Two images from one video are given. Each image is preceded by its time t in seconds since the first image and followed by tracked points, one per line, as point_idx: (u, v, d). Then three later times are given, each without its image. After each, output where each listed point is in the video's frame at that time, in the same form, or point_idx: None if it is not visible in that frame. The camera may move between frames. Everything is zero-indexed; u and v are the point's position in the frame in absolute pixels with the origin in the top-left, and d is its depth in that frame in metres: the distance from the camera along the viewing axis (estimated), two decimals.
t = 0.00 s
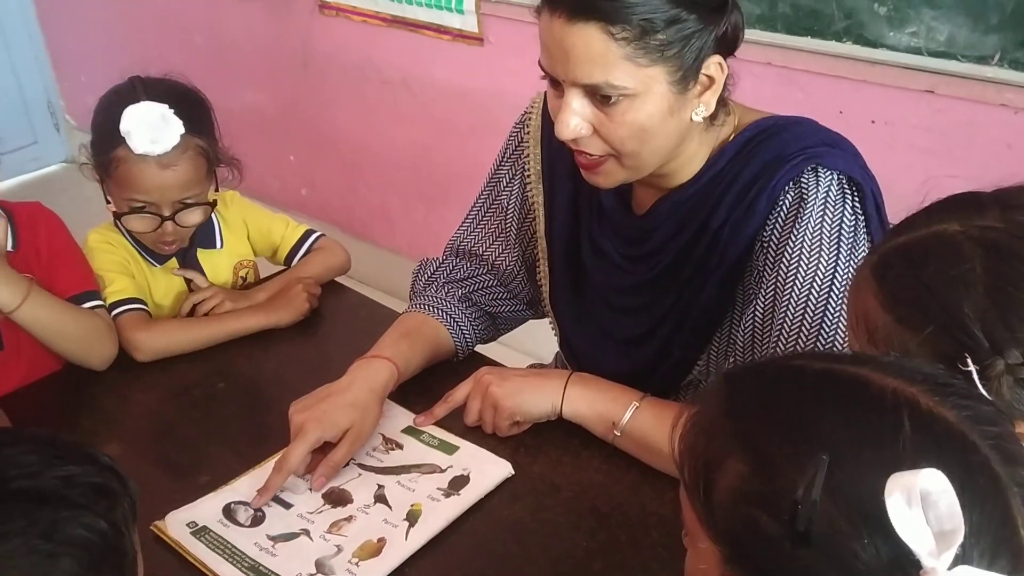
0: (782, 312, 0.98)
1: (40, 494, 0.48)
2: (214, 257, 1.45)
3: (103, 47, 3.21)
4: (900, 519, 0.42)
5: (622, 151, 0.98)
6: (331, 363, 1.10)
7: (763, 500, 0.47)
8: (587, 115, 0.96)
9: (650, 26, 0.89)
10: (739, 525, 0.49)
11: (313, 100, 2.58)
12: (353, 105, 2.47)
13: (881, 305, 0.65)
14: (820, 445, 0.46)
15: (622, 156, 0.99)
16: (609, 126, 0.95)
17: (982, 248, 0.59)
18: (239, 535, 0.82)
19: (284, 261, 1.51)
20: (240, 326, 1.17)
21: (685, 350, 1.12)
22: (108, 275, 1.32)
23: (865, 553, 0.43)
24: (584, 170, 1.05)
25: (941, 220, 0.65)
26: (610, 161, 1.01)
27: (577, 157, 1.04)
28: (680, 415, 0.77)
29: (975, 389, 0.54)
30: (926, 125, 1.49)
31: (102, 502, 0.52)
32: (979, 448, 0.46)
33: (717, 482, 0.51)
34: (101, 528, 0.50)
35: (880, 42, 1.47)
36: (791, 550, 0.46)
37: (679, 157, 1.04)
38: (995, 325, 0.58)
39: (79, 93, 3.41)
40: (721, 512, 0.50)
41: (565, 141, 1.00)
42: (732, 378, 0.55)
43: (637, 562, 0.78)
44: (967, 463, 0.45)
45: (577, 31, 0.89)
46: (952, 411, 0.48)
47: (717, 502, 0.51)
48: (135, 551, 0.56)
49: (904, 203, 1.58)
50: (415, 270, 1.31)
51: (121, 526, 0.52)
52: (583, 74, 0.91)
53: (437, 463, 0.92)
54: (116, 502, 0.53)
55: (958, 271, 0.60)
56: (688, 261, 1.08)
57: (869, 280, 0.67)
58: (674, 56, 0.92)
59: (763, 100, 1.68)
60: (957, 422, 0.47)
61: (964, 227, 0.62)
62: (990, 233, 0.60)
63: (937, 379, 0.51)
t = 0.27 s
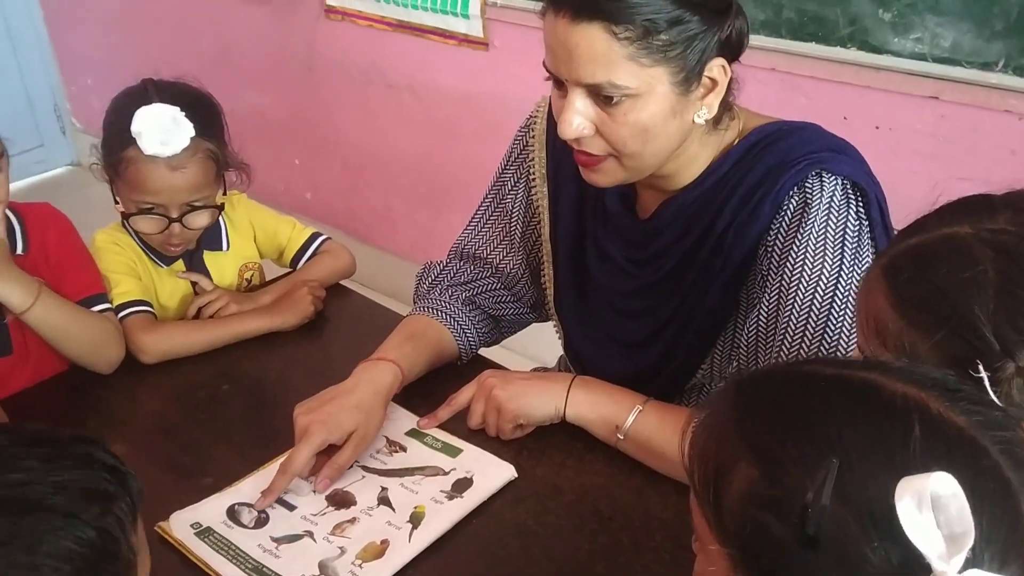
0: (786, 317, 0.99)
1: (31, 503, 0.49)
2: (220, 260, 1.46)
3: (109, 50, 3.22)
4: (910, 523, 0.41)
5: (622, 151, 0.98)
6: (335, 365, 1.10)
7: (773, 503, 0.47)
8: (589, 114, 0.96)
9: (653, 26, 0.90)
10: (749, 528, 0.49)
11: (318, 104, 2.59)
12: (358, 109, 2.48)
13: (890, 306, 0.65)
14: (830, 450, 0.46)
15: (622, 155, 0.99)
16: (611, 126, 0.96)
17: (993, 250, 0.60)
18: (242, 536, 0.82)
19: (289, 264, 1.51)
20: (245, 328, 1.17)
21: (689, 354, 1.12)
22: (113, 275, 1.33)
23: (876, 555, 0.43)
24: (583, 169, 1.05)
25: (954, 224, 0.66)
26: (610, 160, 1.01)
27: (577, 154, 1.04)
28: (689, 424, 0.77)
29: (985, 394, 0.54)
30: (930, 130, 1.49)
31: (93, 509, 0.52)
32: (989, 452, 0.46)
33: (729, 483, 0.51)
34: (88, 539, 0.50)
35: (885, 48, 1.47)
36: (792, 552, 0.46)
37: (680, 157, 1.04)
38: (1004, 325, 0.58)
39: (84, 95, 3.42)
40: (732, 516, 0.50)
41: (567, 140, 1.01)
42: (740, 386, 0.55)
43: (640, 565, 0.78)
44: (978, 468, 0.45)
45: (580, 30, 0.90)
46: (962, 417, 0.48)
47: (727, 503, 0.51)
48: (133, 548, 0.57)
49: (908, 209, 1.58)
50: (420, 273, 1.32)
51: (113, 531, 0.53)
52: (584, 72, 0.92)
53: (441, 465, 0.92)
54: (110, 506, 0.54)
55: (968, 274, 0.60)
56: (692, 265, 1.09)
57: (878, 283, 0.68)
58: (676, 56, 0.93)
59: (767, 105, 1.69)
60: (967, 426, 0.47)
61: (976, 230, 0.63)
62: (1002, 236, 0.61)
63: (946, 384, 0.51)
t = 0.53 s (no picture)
0: (789, 320, 0.98)
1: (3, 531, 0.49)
2: (225, 262, 1.46)
3: (115, 53, 3.24)
4: (902, 514, 0.41)
5: (626, 136, 0.98)
6: (339, 367, 1.11)
7: (771, 502, 0.48)
8: (598, 95, 0.96)
9: (668, 10, 0.91)
10: (747, 529, 0.49)
11: (323, 107, 2.59)
12: (363, 112, 2.48)
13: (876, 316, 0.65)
14: (821, 445, 0.46)
15: (626, 141, 0.99)
16: (618, 109, 0.96)
17: (973, 260, 0.60)
18: (246, 536, 0.83)
19: (294, 267, 1.52)
20: (250, 330, 1.18)
21: (692, 356, 1.12)
22: (119, 277, 1.33)
23: (872, 549, 0.43)
24: (585, 154, 1.05)
25: (938, 230, 0.65)
26: (612, 146, 1.01)
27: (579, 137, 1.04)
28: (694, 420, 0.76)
29: (978, 388, 0.54)
30: (934, 134, 1.49)
31: (64, 534, 0.52)
32: (979, 442, 0.46)
33: (726, 487, 0.51)
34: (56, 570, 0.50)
35: (888, 52, 1.47)
36: (792, 552, 0.47)
37: (685, 153, 1.05)
38: (985, 333, 0.58)
39: (90, 98, 3.44)
40: (732, 518, 0.51)
41: (572, 122, 1.01)
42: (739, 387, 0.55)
43: (642, 567, 0.78)
44: (968, 459, 0.45)
45: (596, 8, 0.90)
46: (954, 409, 0.48)
47: (727, 504, 0.51)
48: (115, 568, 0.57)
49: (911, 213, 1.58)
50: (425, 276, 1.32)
51: (86, 555, 0.53)
52: (596, 51, 0.92)
53: (444, 468, 0.92)
54: (87, 527, 0.54)
55: (948, 284, 0.60)
56: (696, 267, 1.09)
57: (866, 294, 0.68)
58: (688, 42, 0.93)
59: (771, 109, 1.69)
60: (958, 418, 0.47)
61: (956, 239, 0.62)
62: (981, 245, 0.60)
63: (936, 378, 0.51)
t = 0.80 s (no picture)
0: (792, 319, 0.99)
1: None
2: (227, 262, 1.46)
3: (117, 54, 3.24)
4: (890, 518, 0.41)
5: (629, 130, 0.98)
6: (341, 367, 1.11)
7: (758, 499, 0.48)
8: (601, 87, 0.96)
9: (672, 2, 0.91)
10: (734, 524, 0.49)
11: (325, 107, 2.60)
12: (365, 112, 2.49)
13: (893, 306, 0.65)
14: (815, 444, 0.47)
15: (629, 134, 0.99)
16: (622, 101, 0.96)
17: (997, 251, 0.60)
18: (248, 535, 0.83)
19: (295, 267, 1.52)
20: (252, 330, 1.18)
21: (694, 355, 1.12)
22: (120, 277, 1.33)
23: (858, 550, 0.44)
24: (588, 148, 1.05)
25: (958, 222, 0.65)
26: (616, 140, 1.01)
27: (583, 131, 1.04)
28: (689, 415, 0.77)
29: (972, 388, 0.53)
30: (935, 134, 1.49)
31: (59, 547, 0.52)
32: (971, 446, 0.46)
33: (716, 483, 0.51)
34: None
35: (889, 52, 1.47)
36: (781, 551, 0.46)
37: (688, 150, 1.05)
38: (1005, 326, 0.58)
39: (92, 98, 3.44)
40: (721, 516, 0.50)
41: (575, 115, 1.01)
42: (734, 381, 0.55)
43: (642, 567, 0.78)
44: (961, 460, 0.45)
45: None
46: (950, 413, 0.48)
47: (716, 500, 0.51)
48: None
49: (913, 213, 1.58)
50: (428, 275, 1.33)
51: (84, 567, 0.52)
52: (601, 44, 0.92)
53: (444, 467, 0.92)
54: (81, 540, 0.54)
55: (968, 275, 0.60)
56: (699, 266, 1.09)
57: (883, 281, 0.68)
58: (692, 36, 0.93)
59: (772, 109, 1.69)
60: (951, 421, 0.47)
61: (981, 229, 0.62)
62: (1005, 237, 0.60)
63: (931, 379, 0.51)
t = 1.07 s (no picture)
0: (790, 318, 0.98)
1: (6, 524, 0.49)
2: (225, 261, 1.46)
3: (117, 54, 3.24)
4: (888, 522, 0.41)
5: (622, 146, 0.98)
6: (339, 365, 1.11)
7: (755, 502, 0.48)
8: (589, 108, 0.96)
9: (653, 20, 0.90)
10: (731, 528, 0.49)
11: (324, 107, 2.59)
12: (364, 112, 2.48)
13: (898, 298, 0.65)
14: (810, 448, 0.46)
15: (623, 151, 0.99)
16: (611, 120, 0.96)
17: (1004, 244, 0.60)
18: (245, 535, 0.82)
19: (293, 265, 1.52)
20: (250, 329, 1.18)
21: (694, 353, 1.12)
22: (118, 276, 1.33)
23: (856, 556, 0.44)
24: (583, 164, 1.05)
25: (967, 214, 0.65)
26: (609, 157, 1.01)
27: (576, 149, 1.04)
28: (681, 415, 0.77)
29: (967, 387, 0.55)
30: (935, 134, 1.49)
31: (70, 527, 0.52)
32: (969, 447, 0.47)
33: (711, 484, 0.51)
34: (68, 557, 0.50)
35: (889, 51, 1.47)
36: (776, 554, 0.46)
37: (683, 156, 1.05)
38: (1014, 319, 0.58)
39: (92, 97, 3.44)
40: (715, 514, 0.51)
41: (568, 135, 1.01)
42: (730, 382, 0.55)
43: (641, 566, 0.78)
44: (960, 461, 0.46)
45: (582, 25, 0.90)
46: (947, 417, 0.48)
47: (711, 502, 0.51)
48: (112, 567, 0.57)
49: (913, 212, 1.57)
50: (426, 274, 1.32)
51: (93, 549, 0.53)
52: (584, 67, 0.92)
53: (442, 466, 0.92)
54: (89, 524, 0.54)
55: (975, 265, 0.60)
56: (699, 265, 1.09)
57: (890, 272, 0.68)
58: (676, 49, 0.93)
59: (772, 108, 1.69)
60: (948, 423, 0.48)
61: (987, 223, 0.62)
62: (1013, 229, 0.60)
63: (927, 379, 0.52)
